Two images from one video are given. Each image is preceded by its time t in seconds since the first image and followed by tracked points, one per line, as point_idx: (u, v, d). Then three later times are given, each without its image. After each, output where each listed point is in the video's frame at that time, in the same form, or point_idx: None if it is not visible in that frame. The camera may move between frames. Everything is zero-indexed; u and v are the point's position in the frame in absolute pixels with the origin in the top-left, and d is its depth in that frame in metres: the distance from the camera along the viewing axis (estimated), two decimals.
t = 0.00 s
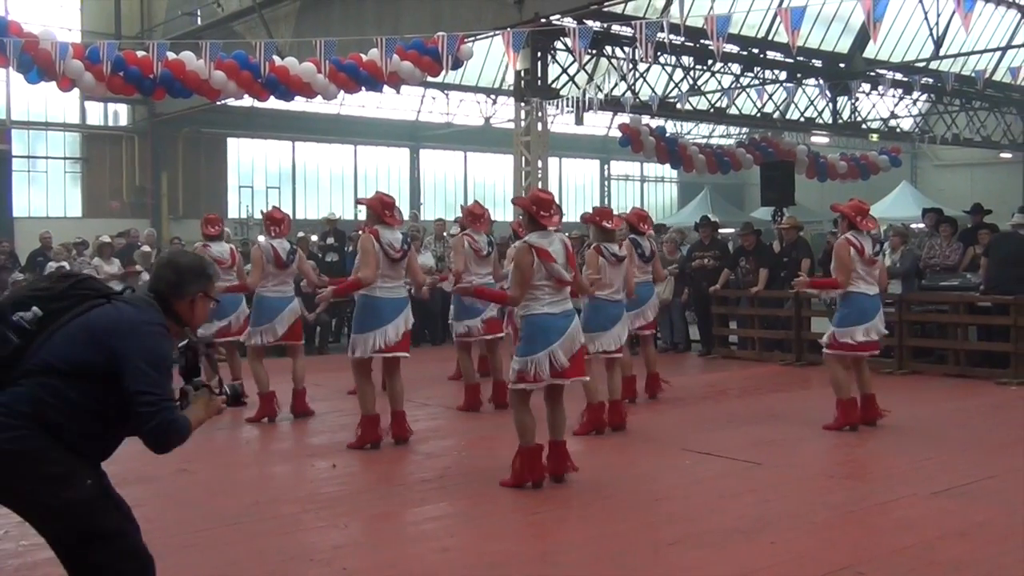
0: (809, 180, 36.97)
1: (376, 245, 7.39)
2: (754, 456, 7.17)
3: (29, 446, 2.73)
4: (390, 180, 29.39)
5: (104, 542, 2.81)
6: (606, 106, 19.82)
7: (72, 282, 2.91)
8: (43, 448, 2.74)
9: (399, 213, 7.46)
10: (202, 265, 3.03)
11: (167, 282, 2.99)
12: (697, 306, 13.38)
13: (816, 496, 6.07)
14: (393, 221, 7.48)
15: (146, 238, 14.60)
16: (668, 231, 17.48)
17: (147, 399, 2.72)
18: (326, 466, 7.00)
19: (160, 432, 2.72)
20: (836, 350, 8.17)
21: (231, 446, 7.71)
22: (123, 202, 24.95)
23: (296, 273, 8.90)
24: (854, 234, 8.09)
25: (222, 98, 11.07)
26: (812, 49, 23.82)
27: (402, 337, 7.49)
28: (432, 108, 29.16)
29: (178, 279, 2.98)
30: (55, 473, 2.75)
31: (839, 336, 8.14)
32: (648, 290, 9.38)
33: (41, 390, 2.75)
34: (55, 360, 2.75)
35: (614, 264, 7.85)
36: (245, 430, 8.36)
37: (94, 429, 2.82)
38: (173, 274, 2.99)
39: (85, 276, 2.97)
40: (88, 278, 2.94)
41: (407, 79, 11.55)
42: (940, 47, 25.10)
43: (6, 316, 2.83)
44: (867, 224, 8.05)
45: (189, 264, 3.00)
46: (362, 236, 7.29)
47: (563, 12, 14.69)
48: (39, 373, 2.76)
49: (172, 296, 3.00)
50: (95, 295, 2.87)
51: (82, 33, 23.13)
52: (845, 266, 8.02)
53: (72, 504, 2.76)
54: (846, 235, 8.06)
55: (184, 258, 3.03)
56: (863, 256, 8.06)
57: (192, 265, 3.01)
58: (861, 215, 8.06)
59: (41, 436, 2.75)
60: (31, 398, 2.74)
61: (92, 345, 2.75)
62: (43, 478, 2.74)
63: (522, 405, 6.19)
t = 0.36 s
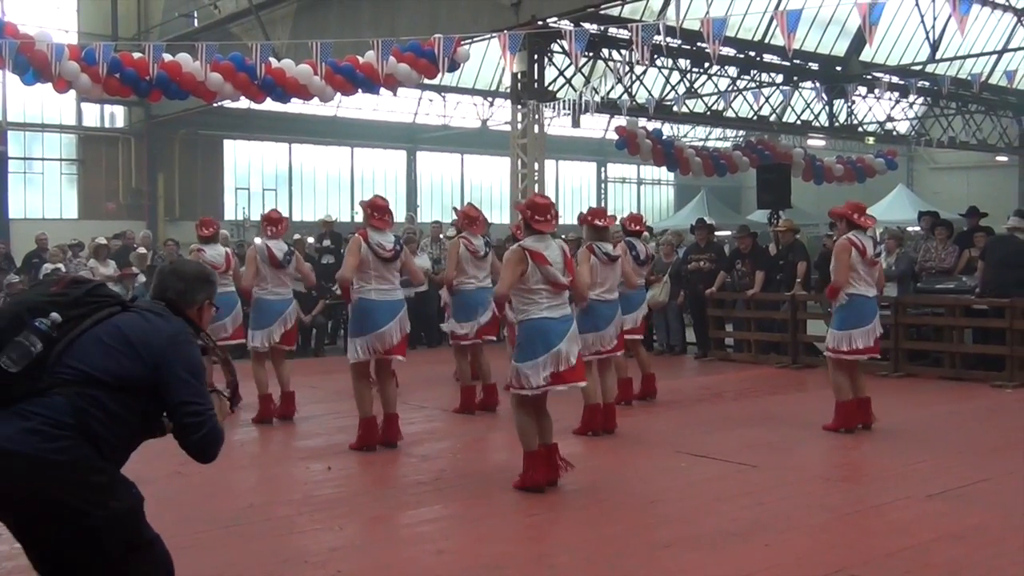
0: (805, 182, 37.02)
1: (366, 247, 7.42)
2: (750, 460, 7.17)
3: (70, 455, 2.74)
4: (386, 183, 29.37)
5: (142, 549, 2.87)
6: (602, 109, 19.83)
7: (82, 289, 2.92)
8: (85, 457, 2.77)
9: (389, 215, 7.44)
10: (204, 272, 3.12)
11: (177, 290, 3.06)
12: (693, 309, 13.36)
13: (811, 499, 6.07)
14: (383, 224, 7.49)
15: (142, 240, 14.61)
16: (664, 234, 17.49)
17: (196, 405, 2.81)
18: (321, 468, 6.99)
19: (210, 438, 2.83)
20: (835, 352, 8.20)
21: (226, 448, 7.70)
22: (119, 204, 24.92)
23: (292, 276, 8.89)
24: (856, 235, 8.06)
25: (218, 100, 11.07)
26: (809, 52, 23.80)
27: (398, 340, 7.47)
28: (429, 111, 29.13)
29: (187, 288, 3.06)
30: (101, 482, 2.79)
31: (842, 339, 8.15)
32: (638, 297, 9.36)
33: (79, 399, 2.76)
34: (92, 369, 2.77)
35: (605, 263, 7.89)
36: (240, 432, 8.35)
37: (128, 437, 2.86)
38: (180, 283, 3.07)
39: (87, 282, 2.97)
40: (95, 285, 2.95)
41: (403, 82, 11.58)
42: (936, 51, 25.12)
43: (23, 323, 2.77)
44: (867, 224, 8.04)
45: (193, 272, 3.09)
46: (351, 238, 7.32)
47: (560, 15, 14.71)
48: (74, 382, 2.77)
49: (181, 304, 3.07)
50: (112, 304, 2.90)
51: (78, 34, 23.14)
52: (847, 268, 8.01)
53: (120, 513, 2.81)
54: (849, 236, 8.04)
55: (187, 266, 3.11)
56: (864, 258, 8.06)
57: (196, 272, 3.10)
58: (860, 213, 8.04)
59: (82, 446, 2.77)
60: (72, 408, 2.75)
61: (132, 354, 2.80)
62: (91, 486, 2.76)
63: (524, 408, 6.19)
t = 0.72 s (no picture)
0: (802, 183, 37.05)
1: (363, 247, 7.41)
2: (747, 460, 7.18)
3: (100, 467, 2.84)
4: (383, 184, 29.38)
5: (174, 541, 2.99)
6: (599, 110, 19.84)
7: (86, 302, 2.99)
8: (113, 469, 2.87)
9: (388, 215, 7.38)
10: (185, 284, 3.22)
11: (162, 303, 3.14)
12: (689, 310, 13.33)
13: (807, 500, 6.08)
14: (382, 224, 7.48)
15: (139, 240, 14.62)
16: (661, 234, 17.51)
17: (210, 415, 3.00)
18: (319, 470, 6.99)
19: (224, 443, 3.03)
20: (831, 352, 8.20)
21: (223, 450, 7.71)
22: (115, 206, 24.89)
23: (293, 276, 8.87)
24: (852, 235, 8.07)
25: (214, 101, 11.07)
26: (806, 53, 23.80)
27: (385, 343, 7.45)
28: (426, 112, 29.11)
29: (172, 300, 3.16)
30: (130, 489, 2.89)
31: (840, 339, 8.16)
32: (642, 294, 9.37)
33: (102, 411, 2.86)
34: (112, 382, 2.87)
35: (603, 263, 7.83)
36: (237, 433, 8.35)
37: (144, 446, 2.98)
38: (163, 296, 3.15)
39: (84, 294, 3.03)
40: (94, 297, 3.02)
41: (399, 83, 11.58)
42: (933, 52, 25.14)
43: (40, 335, 2.81)
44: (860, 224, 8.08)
45: (175, 284, 3.18)
46: (348, 238, 7.36)
47: (557, 15, 14.71)
48: (94, 396, 2.86)
49: (168, 315, 3.15)
50: (115, 317, 3.00)
51: (74, 35, 23.13)
52: (840, 268, 8.02)
53: (150, 520, 2.92)
54: (843, 235, 8.05)
55: (166, 278, 3.20)
56: (859, 256, 8.06)
57: (176, 284, 3.19)
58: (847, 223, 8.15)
59: (108, 457, 2.86)
60: (97, 420, 2.85)
61: (148, 367, 2.92)
62: (122, 496, 2.87)
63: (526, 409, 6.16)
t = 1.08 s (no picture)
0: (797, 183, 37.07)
1: (359, 247, 7.47)
2: (743, 460, 7.19)
3: (159, 504, 3.05)
4: (378, 185, 29.36)
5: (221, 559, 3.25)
6: (595, 111, 19.85)
7: (126, 344, 3.11)
8: (169, 503, 3.08)
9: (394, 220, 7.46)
10: (214, 309, 3.39)
11: (197, 330, 3.31)
12: (686, 310, 13.35)
13: (803, 500, 6.09)
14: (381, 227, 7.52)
15: (135, 241, 14.62)
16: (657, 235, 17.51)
17: (256, 431, 3.23)
18: (315, 470, 6.99)
19: (272, 451, 3.26)
20: (833, 354, 8.20)
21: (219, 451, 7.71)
22: (111, 206, 24.86)
23: (293, 280, 8.84)
24: (844, 237, 8.14)
25: (210, 102, 11.05)
26: (801, 53, 23.81)
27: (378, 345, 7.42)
28: (421, 112, 29.05)
29: (206, 325, 3.33)
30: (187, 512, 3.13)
31: (840, 341, 8.17)
32: (642, 296, 9.36)
33: (154, 452, 3.05)
34: (162, 423, 3.06)
35: (602, 266, 7.89)
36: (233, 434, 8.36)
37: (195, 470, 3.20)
38: (198, 323, 3.33)
39: (122, 335, 3.15)
40: (134, 336, 3.16)
41: (395, 83, 11.58)
42: (928, 52, 25.16)
43: (88, 386, 2.94)
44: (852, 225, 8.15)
45: (205, 311, 3.35)
46: (344, 240, 7.46)
47: (553, 16, 14.71)
48: (145, 439, 3.05)
49: (204, 341, 3.32)
50: (155, 355, 3.15)
51: (70, 36, 23.15)
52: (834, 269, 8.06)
53: (205, 540, 3.18)
54: (834, 238, 8.13)
55: (197, 307, 3.37)
56: (852, 256, 8.11)
57: (207, 311, 3.36)
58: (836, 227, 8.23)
59: (164, 492, 3.07)
60: (152, 461, 3.04)
61: (194, 403, 3.12)
62: (177, 526, 3.09)
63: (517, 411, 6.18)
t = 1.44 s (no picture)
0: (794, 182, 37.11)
1: (356, 248, 7.41)
2: (740, 460, 7.19)
3: (149, 567, 3.07)
4: (374, 185, 29.34)
5: None
6: (591, 111, 19.86)
7: (116, 405, 3.07)
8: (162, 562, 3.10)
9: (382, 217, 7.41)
10: (215, 359, 3.35)
11: (195, 382, 3.28)
12: (682, 309, 13.36)
13: (800, 499, 6.09)
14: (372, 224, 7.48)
15: (131, 242, 14.62)
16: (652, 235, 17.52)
17: (255, 476, 3.23)
18: (312, 470, 6.99)
19: (270, 494, 3.26)
20: (829, 350, 8.15)
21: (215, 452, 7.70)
22: (106, 207, 24.83)
23: (285, 277, 8.83)
24: (840, 235, 8.11)
25: (206, 102, 11.05)
26: (797, 52, 23.84)
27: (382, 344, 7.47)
28: (417, 112, 29.05)
29: (204, 377, 3.29)
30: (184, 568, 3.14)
31: (836, 338, 8.12)
32: (634, 295, 9.35)
33: (144, 517, 3.06)
34: (153, 487, 3.05)
35: (591, 263, 7.75)
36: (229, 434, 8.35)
37: (191, 528, 3.20)
38: (196, 375, 3.29)
39: (114, 395, 3.11)
40: (124, 395, 3.11)
41: (391, 83, 11.60)
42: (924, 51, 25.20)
43: (74, 456, 2.93)
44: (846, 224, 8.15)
45: (205, 362, 3.32)
46: (341, 240, 7.37)
47: (548, 15, 14.73)
48: (137, 504, 3.05)
49: (201, 394, 3.28)
50: (148, 412, 3.11)
51: (65, 37, 23.13)
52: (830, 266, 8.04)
53: None
54: (832, 236, 8.10)
55: (198, 358, 3.33)
56: (848, 254, 8.09)
57: (207, 362, 3.33)
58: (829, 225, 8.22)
59: (155, 554, 3.09)
60: (141, 527, 3.05)
61: (184, 464, 3.10)
62: None
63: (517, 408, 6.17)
